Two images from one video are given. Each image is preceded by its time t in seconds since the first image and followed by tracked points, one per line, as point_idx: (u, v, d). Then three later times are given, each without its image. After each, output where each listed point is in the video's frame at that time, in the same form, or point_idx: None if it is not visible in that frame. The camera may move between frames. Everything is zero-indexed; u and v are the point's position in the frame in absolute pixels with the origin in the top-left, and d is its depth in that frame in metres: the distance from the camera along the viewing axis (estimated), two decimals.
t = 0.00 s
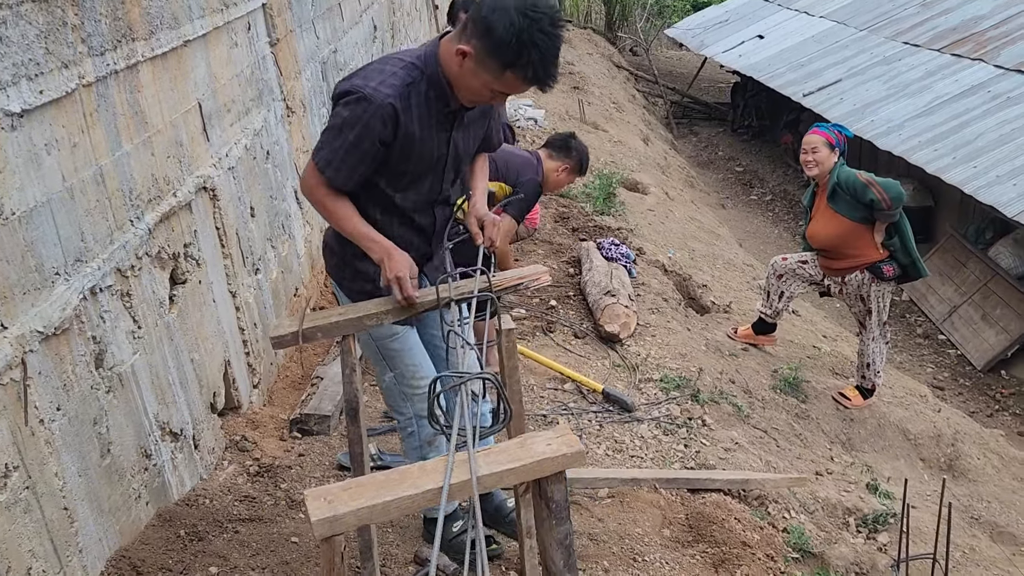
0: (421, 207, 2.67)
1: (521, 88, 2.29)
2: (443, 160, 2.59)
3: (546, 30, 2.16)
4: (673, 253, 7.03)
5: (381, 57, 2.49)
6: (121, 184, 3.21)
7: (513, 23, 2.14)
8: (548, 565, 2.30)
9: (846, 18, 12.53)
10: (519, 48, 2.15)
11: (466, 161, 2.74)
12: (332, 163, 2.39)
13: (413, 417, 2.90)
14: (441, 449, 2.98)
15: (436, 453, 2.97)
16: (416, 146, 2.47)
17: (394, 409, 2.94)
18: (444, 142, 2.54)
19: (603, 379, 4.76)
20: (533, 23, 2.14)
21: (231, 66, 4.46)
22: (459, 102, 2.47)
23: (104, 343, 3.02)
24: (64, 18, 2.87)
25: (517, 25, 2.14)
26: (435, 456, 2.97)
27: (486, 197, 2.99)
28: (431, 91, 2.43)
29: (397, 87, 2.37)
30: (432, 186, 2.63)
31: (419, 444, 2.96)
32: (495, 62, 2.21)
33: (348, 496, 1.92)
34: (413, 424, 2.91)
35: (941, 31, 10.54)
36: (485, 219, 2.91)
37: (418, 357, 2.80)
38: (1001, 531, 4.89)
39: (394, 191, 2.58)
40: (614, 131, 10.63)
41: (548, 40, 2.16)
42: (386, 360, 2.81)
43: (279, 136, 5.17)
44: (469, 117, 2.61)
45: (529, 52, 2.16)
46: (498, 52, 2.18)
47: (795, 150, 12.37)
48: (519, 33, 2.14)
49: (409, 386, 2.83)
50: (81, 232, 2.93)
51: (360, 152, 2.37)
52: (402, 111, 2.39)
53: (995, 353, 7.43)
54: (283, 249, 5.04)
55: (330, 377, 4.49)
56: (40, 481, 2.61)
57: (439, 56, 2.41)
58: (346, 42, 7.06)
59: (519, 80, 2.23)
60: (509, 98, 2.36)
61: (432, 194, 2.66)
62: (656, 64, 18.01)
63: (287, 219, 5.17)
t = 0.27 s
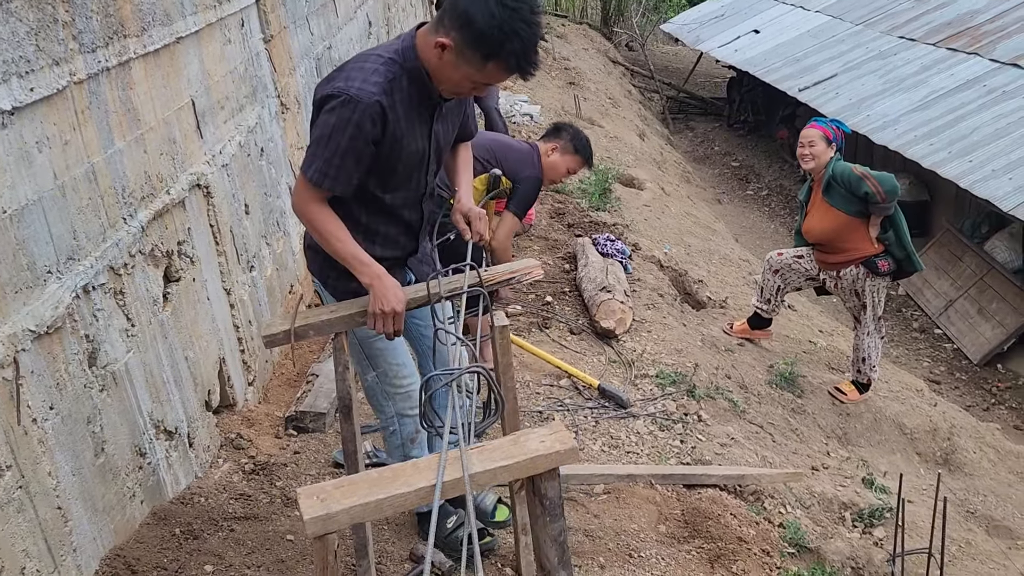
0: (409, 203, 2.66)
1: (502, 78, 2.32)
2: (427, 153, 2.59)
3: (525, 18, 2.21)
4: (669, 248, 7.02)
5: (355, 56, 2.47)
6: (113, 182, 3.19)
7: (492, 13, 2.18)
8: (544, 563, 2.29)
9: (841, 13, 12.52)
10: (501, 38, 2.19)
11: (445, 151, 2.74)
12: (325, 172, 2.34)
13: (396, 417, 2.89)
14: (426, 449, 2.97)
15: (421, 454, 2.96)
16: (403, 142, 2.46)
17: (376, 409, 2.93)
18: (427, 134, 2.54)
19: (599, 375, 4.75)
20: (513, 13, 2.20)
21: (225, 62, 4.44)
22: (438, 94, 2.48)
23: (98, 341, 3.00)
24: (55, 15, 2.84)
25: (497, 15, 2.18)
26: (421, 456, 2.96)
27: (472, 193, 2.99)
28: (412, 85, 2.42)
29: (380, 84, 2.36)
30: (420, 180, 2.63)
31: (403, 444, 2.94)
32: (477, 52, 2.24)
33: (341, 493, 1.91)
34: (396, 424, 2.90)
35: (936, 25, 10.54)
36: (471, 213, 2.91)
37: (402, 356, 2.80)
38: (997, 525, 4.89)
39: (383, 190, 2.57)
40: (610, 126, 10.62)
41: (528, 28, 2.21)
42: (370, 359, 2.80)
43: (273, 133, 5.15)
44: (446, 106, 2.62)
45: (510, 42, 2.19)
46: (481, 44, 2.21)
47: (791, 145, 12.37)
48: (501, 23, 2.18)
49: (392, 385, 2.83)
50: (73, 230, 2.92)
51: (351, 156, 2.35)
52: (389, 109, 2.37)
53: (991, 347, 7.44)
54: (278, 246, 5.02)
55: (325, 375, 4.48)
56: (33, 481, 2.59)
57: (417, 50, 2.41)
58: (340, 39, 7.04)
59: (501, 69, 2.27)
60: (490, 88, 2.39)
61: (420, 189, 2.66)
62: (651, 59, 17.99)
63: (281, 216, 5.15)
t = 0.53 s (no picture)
0: (405, 196, 2.65)
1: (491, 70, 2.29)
2: (422, 145, 2.57)
3: (513, 10, 2.18)
4: (665, 244, 7.01)
5: (342, 51, 2.45)
6: (106, 180, 3.18)
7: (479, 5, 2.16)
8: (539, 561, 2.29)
9: (836, 7, 12.52)
10: (488, 29, 2.16)
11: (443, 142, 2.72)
12: (318, 169, 2.32)
13: (391, 418, 2.88)
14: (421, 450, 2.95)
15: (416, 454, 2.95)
16: (397, 136, 2.44)
17: (371, 409, 2.91)
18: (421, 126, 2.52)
19: (595, 371, 4.75)
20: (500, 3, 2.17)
21: (218, 59, 4.42)
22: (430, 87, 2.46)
23: (91, 340, 2.98)
24: (46, 13, 2.81)
25: (483, 6, 2.15)
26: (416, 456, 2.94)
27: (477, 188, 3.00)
28: (402, 77, 2.40)
29: (369, 78, 2.34)
30: (416, 173, 2.61)
31: (397, 445, 2.93)
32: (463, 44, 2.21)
33: (335, 493, 1.91)
34: (391, 424, 2.89)
35: (930, 20, 10.54)
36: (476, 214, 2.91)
37: (398, 356, 2.79)
38: (992, 520, 4.91)
39: (378, 185, 2.55)
40: (605, 122, 10.60)
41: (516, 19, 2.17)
42: (366, 359, 2.79)
43: (266, 130, 5.13)
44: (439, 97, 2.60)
45: (496, 34, 2.16)
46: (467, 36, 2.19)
47: (785, 140, 12.37)
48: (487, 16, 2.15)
49: (388, 386, 2.82)
50: (65, 229, 2.90)
51: (343, 151, 2.33)
52: (380, 102, 2.36)
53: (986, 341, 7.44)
54: (272, 243, 5.00)
55: (320, 372, 4.46)
56: (26, 481, 2.58)
57: (405, 42, 2.39)
58: (334, 35, 7.01)
59: (488, 61, 2.24)
60: (479, 80, 2.36)
61: (416, 182, 2.64)
62: (646, 54, 17.97)
63: (276, 214, 5.14)
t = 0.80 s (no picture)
0: (403, 195, 2.63)
1: (492, 70, 2.26)
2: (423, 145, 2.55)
3: (512, 8, 2.13)
4: (660, 240, 7.01)
5: (339, 52, 2.44)
6: (98, 179, 3.16)
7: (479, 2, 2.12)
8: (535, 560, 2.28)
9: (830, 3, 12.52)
10: (487, 30, 2.12)
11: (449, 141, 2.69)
12: (308, 170, 2.33)
13: (387, 415, 2.86)
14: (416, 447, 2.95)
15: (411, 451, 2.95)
16: (393, 137, 2.43)
17: (367, 407, 2.90)
18: (421, 127, 2.50)
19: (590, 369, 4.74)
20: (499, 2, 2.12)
21: (210, 57, 4.39)
22: (428, 87, 2.43)
23: (83, 341, 2.97)
24: (36, 11, 2.79)
25: (483, 5, 2.12)
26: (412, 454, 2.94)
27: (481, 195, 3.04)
28: (398, 79, 2.38)
29: (363, 81, 2.33)
30: (415, 172, 2.59)
31: (393, 443, 2.91)
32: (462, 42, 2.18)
33: (328, 494, 1.90)
34: (387, 421, 2.88)
35: (925, 15, 10.55)
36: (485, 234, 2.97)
37: (395, 354, 2.78)
38: (988, 515, 4.91)
39: (375, 184, 2.54)
40: (600, 119, 10.59)
41: (515, 18, 2.13)
42: (362, 356, 2.77)
43: (260, 128, 5.11)
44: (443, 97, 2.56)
45: (495, 33, 2.13)
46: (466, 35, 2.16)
47: (780, 136, 12.37)
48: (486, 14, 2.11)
49: (384, 383, 2.80)
50: (56, 229, 2.88)
51: (335, 154, 2.32)
52: (373, 105, 2.34)
53: (981, 335, 7.45)
54: (266, 242, 4.99)
55: (314, 371, 4.45)
56: (18, 482, 2.56)
57: (402, 44, 2.36)
58: (327, 32, 6.99)
59: (486, 61, 2.20)
60: (480, 80, 2.32)
61: (415, 180, 2.62)
62: (641, 51, 17.96)
63: (269, 212, 5.12)
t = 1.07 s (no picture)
0: (403, 202, 2.61)
1: (502, 97, 2.25)
2: (426, 157, 2.53)
3: (529, 37, 2.12)
4: (655, 238, 7.00)
5: (349, 58, 2.42)
6: (90, 179, 3.14)
7: (497, 31, 2.10)
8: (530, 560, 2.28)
9: None
10: (502, 57, 2.12)
11: (455, 152, 2.67)
12: (303, 174, 2.32)
13: (385, 412, 2.85)
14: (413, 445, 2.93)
15: (408, 449, 2.93)
16: (395, 147, 2.41)
17: (364, 404, 2.88)
18: (425, 140, 2.48)
19: (586, 367, 4.73)
20: (517, 33, 2.11)
21: (203, 56, 4.38)
22: (435, 105, 2.41)
23: (76, 342, 2.95)
24: (27, 11, 2.77)
25: (500, 34, 2.10)
26: (408, 451, 2.93)
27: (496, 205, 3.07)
28: (405, 93, 2.36)
29: (368, 92, 2.31)
30: (415, 181, 2.57)
31: (391, 439, 2.90)
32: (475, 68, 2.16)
33: (322, 495, 1.89)
34: (384, 418, 2.86)
35: (919, 11, 10.56)
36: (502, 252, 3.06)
37: (391, 350, 2.77)
38: (983, 511, 4.93)
39: (374, 190, 2.53)
40: (595, 116, 10.58)
41: (530, 48, 2.12)
42: (359, 353, 2.76)
43: (254, 127, 5.09)
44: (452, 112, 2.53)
45: (509, 61, 2.12)
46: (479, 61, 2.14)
47: (775, 132, 12.37)
48: (502, 43, 2.11)
49: (381, 380, 2.79)
50: (49, 229, 2.86)
51: (332, 161, 2.31)
52: (376, 117, 2.32)
53: (976, 331, 7.47)
54: (260, 241, 4.97)
55: (310, 371, 4.44)
56: (11, 485, 2.55)
57: (412, 59, 2.34)
58: (321, 31, 6.97)
59: (497, 87, 2.19)
60: (489, 106, 2.31)
61: (415, 188, 2.60)
62: (636, 48, 17.96)
63: (264, 211, 5.10)
